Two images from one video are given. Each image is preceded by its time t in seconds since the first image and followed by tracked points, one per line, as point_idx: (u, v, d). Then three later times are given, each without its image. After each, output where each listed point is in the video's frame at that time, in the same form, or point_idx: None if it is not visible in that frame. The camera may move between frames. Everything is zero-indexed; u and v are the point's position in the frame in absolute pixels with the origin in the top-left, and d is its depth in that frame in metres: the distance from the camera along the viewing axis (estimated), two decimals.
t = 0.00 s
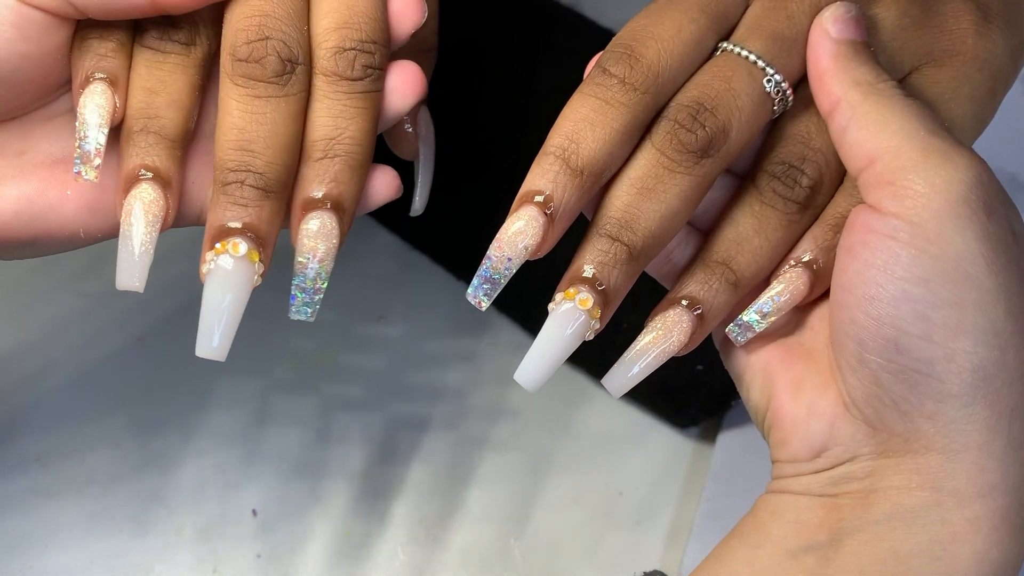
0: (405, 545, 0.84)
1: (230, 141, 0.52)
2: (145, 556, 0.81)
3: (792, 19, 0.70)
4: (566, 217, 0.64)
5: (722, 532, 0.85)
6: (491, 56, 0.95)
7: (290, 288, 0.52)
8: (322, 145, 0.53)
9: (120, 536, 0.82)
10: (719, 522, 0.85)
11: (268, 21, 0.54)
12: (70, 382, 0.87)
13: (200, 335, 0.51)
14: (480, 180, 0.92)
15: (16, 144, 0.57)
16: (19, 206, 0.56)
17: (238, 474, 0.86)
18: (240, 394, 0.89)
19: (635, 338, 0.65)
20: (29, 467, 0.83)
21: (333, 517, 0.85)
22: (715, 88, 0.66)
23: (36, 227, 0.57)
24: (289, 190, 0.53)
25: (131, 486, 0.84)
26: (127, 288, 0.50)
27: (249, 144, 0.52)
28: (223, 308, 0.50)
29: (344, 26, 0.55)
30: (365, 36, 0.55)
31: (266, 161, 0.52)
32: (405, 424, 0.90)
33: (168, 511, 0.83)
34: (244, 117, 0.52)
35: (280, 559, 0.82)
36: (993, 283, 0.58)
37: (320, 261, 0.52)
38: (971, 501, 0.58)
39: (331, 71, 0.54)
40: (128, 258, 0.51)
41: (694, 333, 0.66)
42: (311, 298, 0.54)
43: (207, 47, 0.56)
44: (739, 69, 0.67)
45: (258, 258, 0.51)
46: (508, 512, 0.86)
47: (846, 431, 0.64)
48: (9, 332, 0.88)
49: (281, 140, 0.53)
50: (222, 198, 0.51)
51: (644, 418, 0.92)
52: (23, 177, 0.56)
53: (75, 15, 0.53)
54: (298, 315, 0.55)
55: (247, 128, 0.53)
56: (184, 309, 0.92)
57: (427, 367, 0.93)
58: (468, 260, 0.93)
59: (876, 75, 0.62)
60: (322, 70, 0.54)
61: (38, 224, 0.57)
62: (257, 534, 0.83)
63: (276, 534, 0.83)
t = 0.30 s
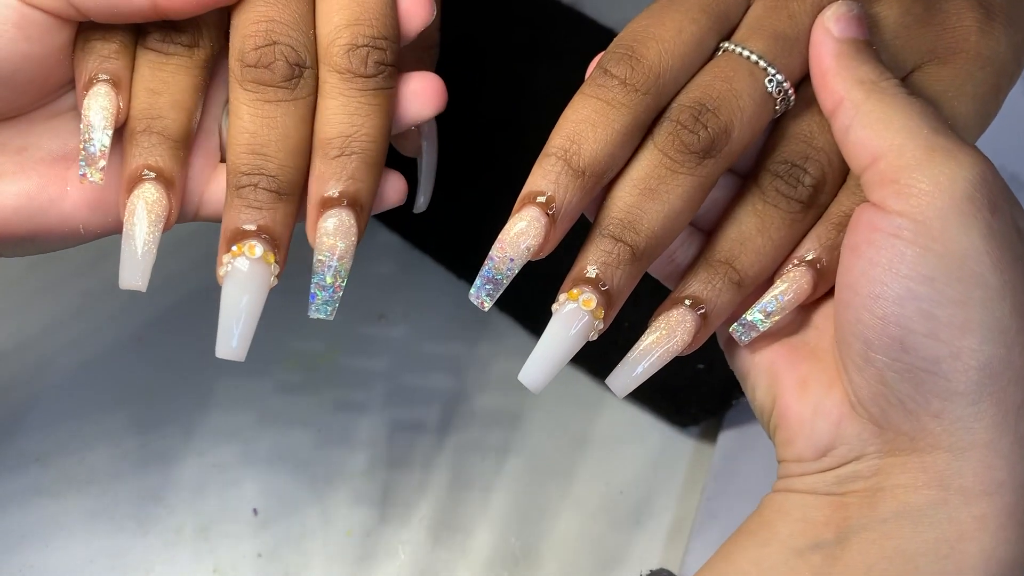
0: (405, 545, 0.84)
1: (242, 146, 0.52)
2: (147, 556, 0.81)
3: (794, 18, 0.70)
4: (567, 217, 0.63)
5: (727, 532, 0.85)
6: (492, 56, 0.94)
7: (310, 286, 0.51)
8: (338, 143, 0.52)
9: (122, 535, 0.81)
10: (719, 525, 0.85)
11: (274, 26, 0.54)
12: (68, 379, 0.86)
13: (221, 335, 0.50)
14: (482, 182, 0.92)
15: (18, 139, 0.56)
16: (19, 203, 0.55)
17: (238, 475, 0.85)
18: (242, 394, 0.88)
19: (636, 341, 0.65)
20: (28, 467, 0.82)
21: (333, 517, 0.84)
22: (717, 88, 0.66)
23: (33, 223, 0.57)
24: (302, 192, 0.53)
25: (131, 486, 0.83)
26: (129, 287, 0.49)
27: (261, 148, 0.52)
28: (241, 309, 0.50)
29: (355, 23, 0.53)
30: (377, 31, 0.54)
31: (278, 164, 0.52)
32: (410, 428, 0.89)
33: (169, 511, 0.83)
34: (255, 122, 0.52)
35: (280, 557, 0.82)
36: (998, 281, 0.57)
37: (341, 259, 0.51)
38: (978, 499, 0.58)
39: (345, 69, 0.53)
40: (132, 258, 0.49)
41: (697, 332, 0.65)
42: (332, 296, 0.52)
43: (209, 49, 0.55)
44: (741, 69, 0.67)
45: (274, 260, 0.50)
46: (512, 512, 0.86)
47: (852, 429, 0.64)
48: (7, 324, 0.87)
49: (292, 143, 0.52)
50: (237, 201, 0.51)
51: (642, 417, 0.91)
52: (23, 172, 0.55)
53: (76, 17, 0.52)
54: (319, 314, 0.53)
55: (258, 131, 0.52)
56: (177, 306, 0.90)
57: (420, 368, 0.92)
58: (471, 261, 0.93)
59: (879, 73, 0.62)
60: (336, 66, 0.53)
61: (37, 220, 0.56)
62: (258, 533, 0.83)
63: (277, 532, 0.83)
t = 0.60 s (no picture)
0: (405, 544, 0.84)
1: (241, 143, 0.52)
2: (147, 556, 0.81)
3: (791, 23, 0.70)
4: (568, 220, 0.63)
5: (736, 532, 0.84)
6: (492, 54, 0.94)
7: (317, 283, 0.52)
8: (344, 137, 0.52)
9: (122, 535, 0.81)
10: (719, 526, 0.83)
11: (273, 27, 0.54)
12: (65, 376, 0.85)
13: (216, 335, 0.50)
14: (482, 182, 0.92)
15: (15, 137, 0.55)
16: (16, 201, 0.55)
17: (237, 476, 0.84)
18: (241, 394, 0.87)
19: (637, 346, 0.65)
20: (29, 465, 0.82)
21: (332, 521, 0.84)
22: (716, 89, 0.66)
23: (30, 219, 0.56)
24: (302, 189, 0.54)
25: (130, 486, 0.83)
26: (120, 284, 0.48)
27: (260, 145, 0.52)
28: (239, 310, 0.50)
29: (358, 15, 0.53)
30: (380, 24, 0.53)
31: (278, 161, 0.52)
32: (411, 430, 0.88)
33: (168, 510, 0.82)
34: (254, 119, 0.53)
35: (278, 559, 0.82)
36: (995, 280, 0.57)
37: (347, 254, 0.52)
38: (984, 499, 0.58)
39: (348, 62, 0.53)
40: (124, 256, 0.49)
41: (701, 335, 0.65)
42: (339, 293, 0.53)
43: (207, 49, 0.55)
44: (739, 71, 0.67)
45: (273, 256, 0.51)
46: (514, 514, 0.85)
47: (857, 432, 0.64)
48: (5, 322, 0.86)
49: (292, 141, 0.53)
50: (235, 198, 0.51)
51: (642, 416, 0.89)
52: (20, 168, 0.55)
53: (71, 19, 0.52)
54: (326, 310, 0.54)
55: (257, 129, 0.53)
56: (169, 304, 0.89)
57: (414, 372, 0.90)
58: (472, 262, 0.92)
59: (868, 80, 0.62)
60: (339, 60, 0.53)
61: (33, 214, 0.56)
62: (257, 533, 0.83)
63: (275, 532, 0.83)
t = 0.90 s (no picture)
0: (405, 545, 0.82)
1: (237, 141, 0.53)
2: (148, 556, 0.79)
3: (786, 24, 0.70)
4: (569, 223, 0.63)
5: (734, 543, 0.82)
6: (494, 55, 0.95)
7: (313, 281, 0.53)
8: (341, 134, 0.53)
9: (122, 536, 0.80)
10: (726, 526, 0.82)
11: (268, 25, 0.54)
12: (63, 373, 0.85)
13: (207, 333, 0.51)
14: (483, 181, 0.92)
15: (11, 135, 0.55)
16: (10, 197, 0.55)
17: (236, 476, 0.83)
18: (240, 394, 0.87)
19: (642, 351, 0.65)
20: (28, 466, 0.81)
21: (331, 520, 0.83)
22: (713, 91, 0.66)
23: (25, 217, 0.56)
24: (296, 187, 0.54)
25: (129, 488, 0.82)
26: (114, 283, 0.48)
27: (256, 142, 0.53)
28: (230, 310, 0.50)
29: (355, 12, 0.54)
30: (377, 21, 0.54)
31: (273, 159, 0.53)
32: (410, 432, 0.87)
33: (169, 511, 0.81)
34: (250, 116, 0.53)
35: (278, 560, 0.81)
36: (989, 276, 0.56)
37: (344, 252, 0.52)
38: (988, 501, 0.57)
39: (346, 59, 0.53)
40: (118, 255, 0.48)
41: (706, 339, 0.64)
42: (335, 291, 0.54)
43: (203, 48, 0.55)
44: (736, 73, 0.67)
45: (266, 253, 0.51)
46: (517, 514, 0.84)
47: (860, 436, 0.63)
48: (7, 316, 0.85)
49: (288, 138, 0.54)
50: (230, 195, 0.52)
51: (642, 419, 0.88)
52: (15, 166, 0.55)
53: (66, 18, 0.51)
54: (321, 309, 0.55)
55: (253, 125, 0.53)
56: (168, 306, 0.89)
57: (417, 373, 0.90)
58: (473, 261, 0.92)
59: (856, 88, 0.62)
60: (336, 56, 0.53)
61: (30, 214, 0.56)
62: (258, 534, 0.81)
63: (276, 533, 0.82)
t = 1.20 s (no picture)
0: (405, 544, 0.82)
1: (234, 138, 0.53)
2: (150, 554, 0.79)
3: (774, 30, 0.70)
4: (563, 229, 0.63)
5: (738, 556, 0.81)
6: (494, 59, 0.95)
7: (307, 279, 0.52)
8: (337, 132, 0.53)
9: (122, 535, 0.80)
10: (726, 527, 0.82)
11: (267, 23, 0.55)
12: (62, 370, 0.84)
13: (202, 331, 0.51)
14: (482, 181, 0.92)
15: (9, 133, 0.55)
16: (9, 193, 0.55)
17: (235, 475, 0.83)
18: (237, 394, 0.86)
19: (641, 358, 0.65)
20: (28, 465, 0.81)
21: (330, 519, 0.83)
22: (704, 97, 0.67)
23: (22, 215, 0.56)
24: (292, 184, 0.54)
25: (130, 486, 0.81)
26: (114, 281, 0.48)
27: (253, 140, 0.53)
28: (227, 307, 0.50)
29: (353, 11, 0.54)
30: (376, 19, 0.54)
31: (270, 156, 0.53)
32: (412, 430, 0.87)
33: (170, 510, 0.81)
34: (248, 114, 0.53)
35: (279, 558, 0.80)
36: (978, 270, 0.57)
37: (339, 250, 0.52)
38: (991, 494, 0.56)
39: (343, 57, 0.54)
40: (116, 254, 0.48)
41: (705, 342, 0.64)
42: (329, 289, 0.53)
43: (202, 46, 0.55)
44: (726, 79, 0.67)
45: (263, 252, 0.51)
46: (518, 515, 0.84)
47: (862, 436, 0.64)
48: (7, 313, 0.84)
49: (287, 136, 0.54)
50: (226, 192, 0.52)
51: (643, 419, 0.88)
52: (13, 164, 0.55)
53: (65, 16, 0.51)
54: (315, 308, 0.54)
55: (252, 123, 0.53)
56: (167, 305, 0.88)
57: (408, 370, 0.89)
58: (473, 260, 0.91)
59: (844, 88, 0.62)
60: (334, 55, 0.54)
61: (27, 212, 0.56)
62: (259, 534, 0.81)
63: (277, 533, 0.81)
